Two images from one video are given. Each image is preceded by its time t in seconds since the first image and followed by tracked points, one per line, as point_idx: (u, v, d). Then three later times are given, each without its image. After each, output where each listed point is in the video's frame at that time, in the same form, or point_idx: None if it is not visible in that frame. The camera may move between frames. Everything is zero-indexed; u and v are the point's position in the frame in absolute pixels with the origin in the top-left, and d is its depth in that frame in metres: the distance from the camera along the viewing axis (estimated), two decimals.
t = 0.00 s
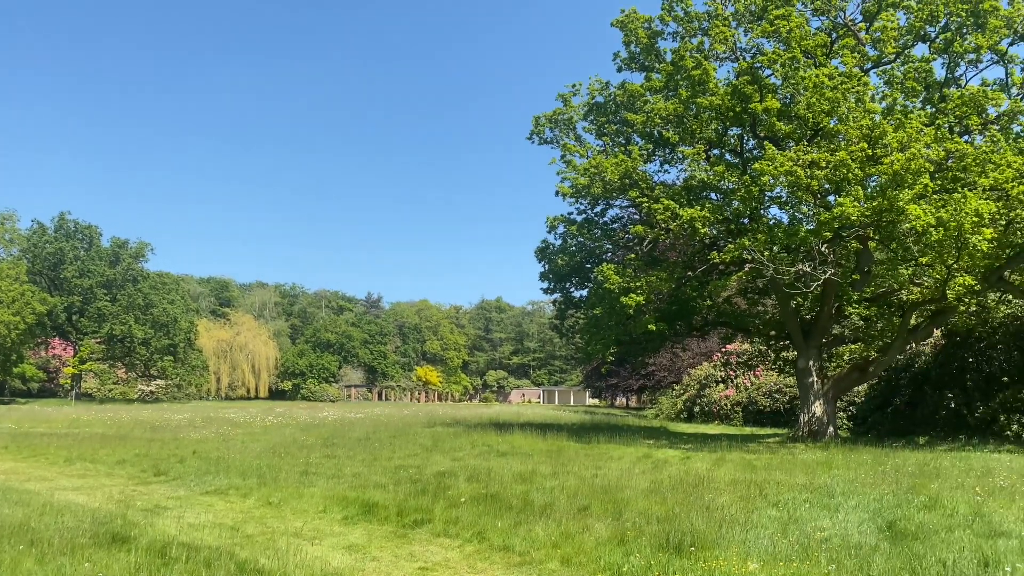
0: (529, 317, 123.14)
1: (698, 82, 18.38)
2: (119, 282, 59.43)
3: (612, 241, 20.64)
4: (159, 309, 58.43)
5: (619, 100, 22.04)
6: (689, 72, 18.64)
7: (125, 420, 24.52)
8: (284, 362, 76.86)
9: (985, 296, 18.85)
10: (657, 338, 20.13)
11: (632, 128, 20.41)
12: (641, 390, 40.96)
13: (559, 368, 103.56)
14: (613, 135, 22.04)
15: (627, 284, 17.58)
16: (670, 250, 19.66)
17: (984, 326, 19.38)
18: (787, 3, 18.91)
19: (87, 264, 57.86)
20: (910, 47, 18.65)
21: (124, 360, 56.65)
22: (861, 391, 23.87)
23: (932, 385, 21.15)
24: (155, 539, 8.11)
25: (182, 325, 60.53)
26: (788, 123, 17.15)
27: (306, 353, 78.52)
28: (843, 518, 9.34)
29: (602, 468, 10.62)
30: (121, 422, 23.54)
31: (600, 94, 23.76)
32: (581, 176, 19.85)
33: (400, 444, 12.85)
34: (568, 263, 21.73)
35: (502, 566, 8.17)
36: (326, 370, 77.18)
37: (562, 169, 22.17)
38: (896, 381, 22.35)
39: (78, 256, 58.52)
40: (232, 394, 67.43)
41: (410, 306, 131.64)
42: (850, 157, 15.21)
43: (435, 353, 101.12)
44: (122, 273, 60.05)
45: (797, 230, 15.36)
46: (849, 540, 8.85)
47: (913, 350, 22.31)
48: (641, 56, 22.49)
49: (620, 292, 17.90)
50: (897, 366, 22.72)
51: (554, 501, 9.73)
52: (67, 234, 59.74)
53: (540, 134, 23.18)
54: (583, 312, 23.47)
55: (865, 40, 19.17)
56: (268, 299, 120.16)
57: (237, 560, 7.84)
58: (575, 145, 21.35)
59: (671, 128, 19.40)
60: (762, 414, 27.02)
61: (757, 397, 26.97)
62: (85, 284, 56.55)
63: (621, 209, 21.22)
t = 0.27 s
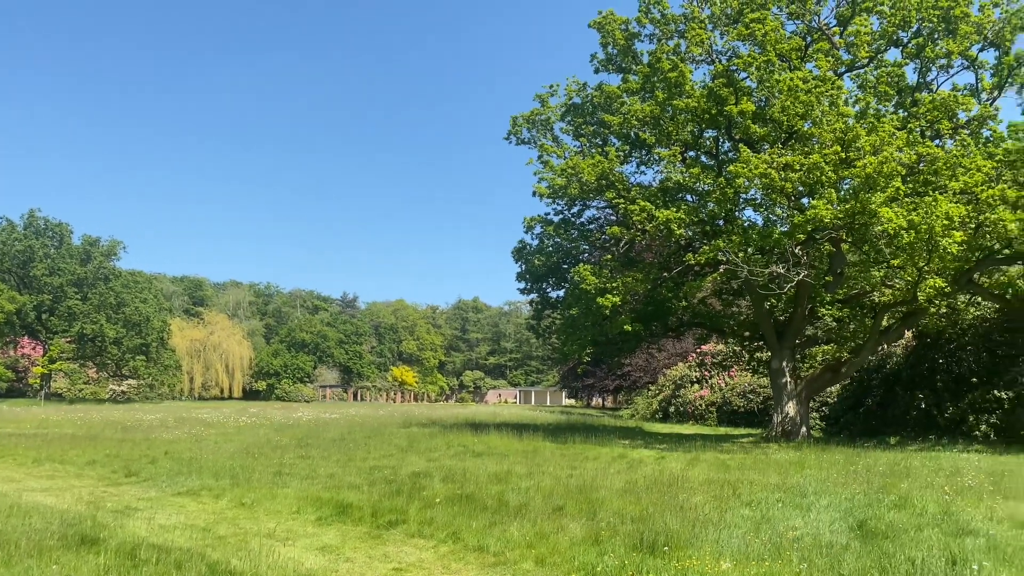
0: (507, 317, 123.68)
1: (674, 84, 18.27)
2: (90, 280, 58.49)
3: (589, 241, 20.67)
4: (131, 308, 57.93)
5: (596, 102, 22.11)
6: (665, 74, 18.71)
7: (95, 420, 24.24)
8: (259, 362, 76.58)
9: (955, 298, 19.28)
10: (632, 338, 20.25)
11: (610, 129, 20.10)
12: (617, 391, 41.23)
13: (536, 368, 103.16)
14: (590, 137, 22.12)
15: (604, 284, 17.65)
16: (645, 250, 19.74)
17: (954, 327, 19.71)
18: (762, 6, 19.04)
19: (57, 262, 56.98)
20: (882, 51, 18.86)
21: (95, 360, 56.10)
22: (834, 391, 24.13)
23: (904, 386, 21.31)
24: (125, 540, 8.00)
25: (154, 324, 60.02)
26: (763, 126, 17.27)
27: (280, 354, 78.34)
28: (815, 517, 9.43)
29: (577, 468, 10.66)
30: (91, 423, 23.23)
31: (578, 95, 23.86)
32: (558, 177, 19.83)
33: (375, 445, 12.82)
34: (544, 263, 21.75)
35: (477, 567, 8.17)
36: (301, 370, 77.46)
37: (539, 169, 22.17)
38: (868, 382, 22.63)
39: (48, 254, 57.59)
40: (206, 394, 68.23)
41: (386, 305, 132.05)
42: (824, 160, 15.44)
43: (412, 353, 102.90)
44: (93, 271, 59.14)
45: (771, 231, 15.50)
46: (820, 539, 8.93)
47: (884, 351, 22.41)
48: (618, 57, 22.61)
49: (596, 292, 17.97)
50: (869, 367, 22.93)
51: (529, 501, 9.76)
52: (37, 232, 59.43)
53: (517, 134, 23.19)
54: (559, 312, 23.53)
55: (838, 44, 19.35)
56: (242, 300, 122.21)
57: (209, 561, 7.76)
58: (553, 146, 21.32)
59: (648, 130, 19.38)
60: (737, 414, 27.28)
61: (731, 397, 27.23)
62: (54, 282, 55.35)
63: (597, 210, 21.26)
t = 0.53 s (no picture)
0: (485, 317, 124.18)
1: (652, 86, 18.34)
2: (63, 279, 57.53)
3: (567, 242, 20.74)
4: (105, 307, 57.27)
5: (575, 103, 22.19)
6: (643, 76, 18.78)
7: (66, 420, 23.97)
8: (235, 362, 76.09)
9: (926, 300, 19.71)
10: (609, 339, 20.36)
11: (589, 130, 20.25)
12: (594, 391, 41.48)
13: (513, 368, 104.50)
14: (569, 138, 22.19)
15: (582, 285, 17.74)
16: (623, 251, 19.83)
17: (926, 328, 20.15)
18: (739, 10, 19.18)
19: (29, 260, 56.11)
20: (858, 56, 19.03)
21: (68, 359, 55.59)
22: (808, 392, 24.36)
23: (877, 386, 21.66)
24: (97, 541, 7.90)
25: (128, 323, 59.25)
26: (740, 129, 17.37)
27: (256, 353, 78.12)
28: (789, 517, 9.51)
29: (554, 468, 10.68)
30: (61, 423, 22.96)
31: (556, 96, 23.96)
32: (537, 178, 19.85)
33: (351, 445, 12.78)
34: (523, 263, 21.89)
35: (453, 567, 8.17)
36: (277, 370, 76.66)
37: (518, 169, 22.16)
38: (843, 382, 22.92)
39: (19, 252, 56.87)
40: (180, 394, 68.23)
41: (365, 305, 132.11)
42: (800, 163, 15.50)
43: (389, 352, 102.77)
44: (66, 270, 58.26)
45: (747, 233, 15.65)
46: (794, 539, 9.02)
47: (858, 352, 22.84)
48: (597, 59, 22.70)
49: (574, 293, 18.07)
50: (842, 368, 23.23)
51: (506, 501, 9.78)
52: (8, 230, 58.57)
53: (496, 134, 23.19)
54: (537, 312, 23.61)
55: (814, 47, 19.53)
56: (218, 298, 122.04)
57: (183, 562, 7.68)
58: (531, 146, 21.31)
59: (626, 132, 19.43)
60: (713, 414, 27.51)
61: (708, 397, 27.47)
62: (26, 280, 54.49)
63: (576, 211, 21.34)
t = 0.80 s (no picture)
0: (465, 318, 124.58)
1: (632, 88, 18.39)
2: (37, 277, 56.97)
3: (547, 242, 20.70)
4: (80, 305, 56.16)
5: (555, 104, 22.20)
6: (623, 78, 18.82)
7: (38, 420, 23.67)
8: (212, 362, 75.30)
9: (902, 302, 19.92)
10: (588, 340, 20.45)
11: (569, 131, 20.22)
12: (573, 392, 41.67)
13: (493, 368, 105.08)
14: (549, 139, 22.08)
15: (562, 286, 17.77)
16: (603, 252, 19.88)
17: (901, 330, 20.33)
18: (719, 13, 19.35)
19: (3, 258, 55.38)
20: (835, 60, 19.23)
21: (42, 358, 55.15)
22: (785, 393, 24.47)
23: (853, 388, 21.88)
24: (69, 543, 7.81)
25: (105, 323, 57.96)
26: (719, 131, 17.52)
27: (234, 352, 77.31)
28: (765, 517, 9.59)
29: (533, 468, 10.71)
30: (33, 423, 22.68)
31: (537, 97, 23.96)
32: (517, 178, 19.89)
33: (329, 446, 12.76)
34: (503, 264, 21.57)
35: (430, 568, 8.15)
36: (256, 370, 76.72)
37: (498, 170, 22.17)
38: (819, 383, 23.10)
39: None
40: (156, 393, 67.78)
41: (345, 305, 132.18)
42: (777, 166, 15.65)
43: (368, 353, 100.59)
44: (40, 268, 57.57)
45: (726, 235, 15.82)
46: (770, 538, 9.09)
47: (834, 353, 23.05)
48: (578, 60, 22.71)
49: (554, 294, 18.07)
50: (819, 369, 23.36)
51: (484, 501, 9.79)
52: None
53: (476, 134, 23.13)
54: (517, 313, 23.62)
55: (792, 51, 19.68)
56: (195, 298, 121.84)
57: (158, 563, 7.62)
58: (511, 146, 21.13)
59: (607, 133, 19.52)
60: (690, 414, 27.68)
61: (686, 398, 27.65)
62: None
63: (556, 211, 21.37)
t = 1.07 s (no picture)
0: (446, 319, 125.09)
1: (614, 90, 18.48)
2: (10, 275, 56.90)
3: (528, 243, 20.62)
4: (55, 304, 55.58)
5: (537, 105, 22.24)
6: (605, 80, 18.85)
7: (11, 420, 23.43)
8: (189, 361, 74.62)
9: (879, 304, 20.05)
10: (569, 341, 20.55)
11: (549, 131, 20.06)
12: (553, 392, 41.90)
13: (474, 369, 105.83)
14: (530, 139, 21.91)
15: (543, 287, 17.81)
16: (584, 253, 19.81)
17: (878, 333, 20.50)
18: (700, 16, 19.48)
19: None
20: (814, 64, 19.38)
21: (16, 358, 54.91)
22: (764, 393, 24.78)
23: (831, 389, 22.07)
24: (41, 544, 7.74)
25: (81, 322, 57.23)
26: (699, 133, 17.63)
27: (212, 352, 76.63)
28: (742, 517, 9.66)
29: (513, 469, 10.75)
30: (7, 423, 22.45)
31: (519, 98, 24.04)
32: (498, 179, 19.57)
33: (308, 446, 12.76)
34: (484, 265, 21.36)
35: (408, 569, 8.16)
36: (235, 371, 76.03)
37: (480, 170, 22.19)
38: (796, 386, 23.29)
39: None
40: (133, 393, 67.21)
41: (327, 305, 132.10)
42: (756, 169, 15.81)
43: (349, 352, 102.34)
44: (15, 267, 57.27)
45: (705, 237, 15.95)
46: (747, 539, 9.16)
47: (811, 355, 23.11)
48: (560, 62, 22.73)
49: (535, 295, 18.00)
50: (796, 370, 23.65)
51: (463, 502, 9.83)
52: None
53: (457, 134, 23.10)
54: (497, 313, 23.71)
55: (772, 55, 19.85)
56: (173, 298, 121.71)
57: (132, 564, 7.58)
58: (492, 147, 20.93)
59: (588, 134, 19.44)
60: (670, 415, 27.85)
61: (665, 399, 27.83)
62: None
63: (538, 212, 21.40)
